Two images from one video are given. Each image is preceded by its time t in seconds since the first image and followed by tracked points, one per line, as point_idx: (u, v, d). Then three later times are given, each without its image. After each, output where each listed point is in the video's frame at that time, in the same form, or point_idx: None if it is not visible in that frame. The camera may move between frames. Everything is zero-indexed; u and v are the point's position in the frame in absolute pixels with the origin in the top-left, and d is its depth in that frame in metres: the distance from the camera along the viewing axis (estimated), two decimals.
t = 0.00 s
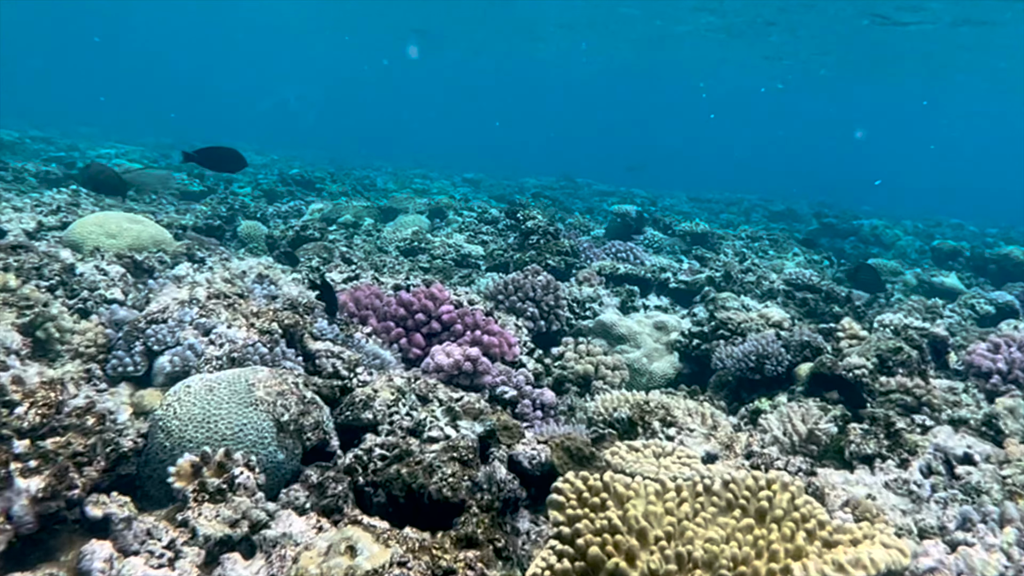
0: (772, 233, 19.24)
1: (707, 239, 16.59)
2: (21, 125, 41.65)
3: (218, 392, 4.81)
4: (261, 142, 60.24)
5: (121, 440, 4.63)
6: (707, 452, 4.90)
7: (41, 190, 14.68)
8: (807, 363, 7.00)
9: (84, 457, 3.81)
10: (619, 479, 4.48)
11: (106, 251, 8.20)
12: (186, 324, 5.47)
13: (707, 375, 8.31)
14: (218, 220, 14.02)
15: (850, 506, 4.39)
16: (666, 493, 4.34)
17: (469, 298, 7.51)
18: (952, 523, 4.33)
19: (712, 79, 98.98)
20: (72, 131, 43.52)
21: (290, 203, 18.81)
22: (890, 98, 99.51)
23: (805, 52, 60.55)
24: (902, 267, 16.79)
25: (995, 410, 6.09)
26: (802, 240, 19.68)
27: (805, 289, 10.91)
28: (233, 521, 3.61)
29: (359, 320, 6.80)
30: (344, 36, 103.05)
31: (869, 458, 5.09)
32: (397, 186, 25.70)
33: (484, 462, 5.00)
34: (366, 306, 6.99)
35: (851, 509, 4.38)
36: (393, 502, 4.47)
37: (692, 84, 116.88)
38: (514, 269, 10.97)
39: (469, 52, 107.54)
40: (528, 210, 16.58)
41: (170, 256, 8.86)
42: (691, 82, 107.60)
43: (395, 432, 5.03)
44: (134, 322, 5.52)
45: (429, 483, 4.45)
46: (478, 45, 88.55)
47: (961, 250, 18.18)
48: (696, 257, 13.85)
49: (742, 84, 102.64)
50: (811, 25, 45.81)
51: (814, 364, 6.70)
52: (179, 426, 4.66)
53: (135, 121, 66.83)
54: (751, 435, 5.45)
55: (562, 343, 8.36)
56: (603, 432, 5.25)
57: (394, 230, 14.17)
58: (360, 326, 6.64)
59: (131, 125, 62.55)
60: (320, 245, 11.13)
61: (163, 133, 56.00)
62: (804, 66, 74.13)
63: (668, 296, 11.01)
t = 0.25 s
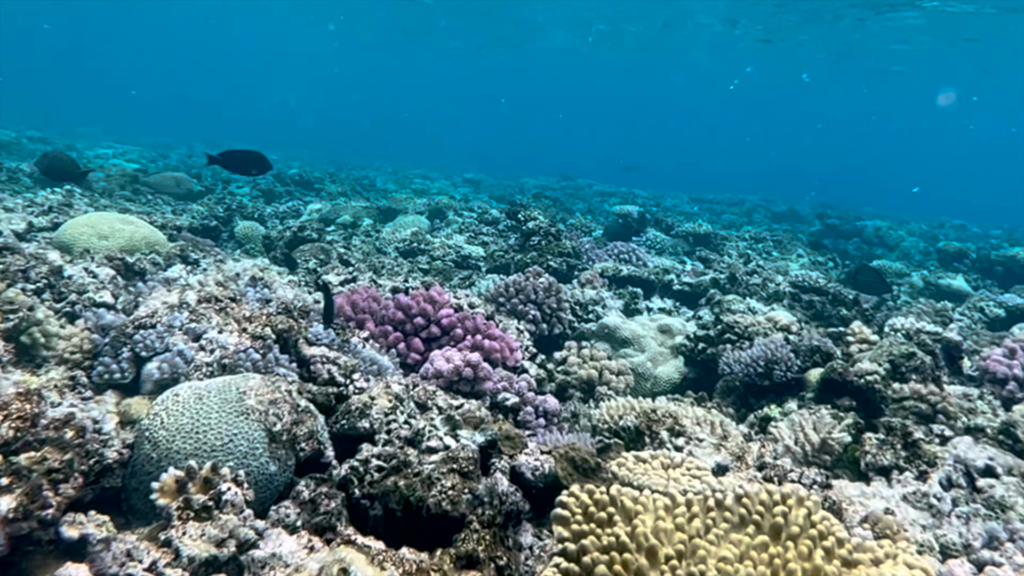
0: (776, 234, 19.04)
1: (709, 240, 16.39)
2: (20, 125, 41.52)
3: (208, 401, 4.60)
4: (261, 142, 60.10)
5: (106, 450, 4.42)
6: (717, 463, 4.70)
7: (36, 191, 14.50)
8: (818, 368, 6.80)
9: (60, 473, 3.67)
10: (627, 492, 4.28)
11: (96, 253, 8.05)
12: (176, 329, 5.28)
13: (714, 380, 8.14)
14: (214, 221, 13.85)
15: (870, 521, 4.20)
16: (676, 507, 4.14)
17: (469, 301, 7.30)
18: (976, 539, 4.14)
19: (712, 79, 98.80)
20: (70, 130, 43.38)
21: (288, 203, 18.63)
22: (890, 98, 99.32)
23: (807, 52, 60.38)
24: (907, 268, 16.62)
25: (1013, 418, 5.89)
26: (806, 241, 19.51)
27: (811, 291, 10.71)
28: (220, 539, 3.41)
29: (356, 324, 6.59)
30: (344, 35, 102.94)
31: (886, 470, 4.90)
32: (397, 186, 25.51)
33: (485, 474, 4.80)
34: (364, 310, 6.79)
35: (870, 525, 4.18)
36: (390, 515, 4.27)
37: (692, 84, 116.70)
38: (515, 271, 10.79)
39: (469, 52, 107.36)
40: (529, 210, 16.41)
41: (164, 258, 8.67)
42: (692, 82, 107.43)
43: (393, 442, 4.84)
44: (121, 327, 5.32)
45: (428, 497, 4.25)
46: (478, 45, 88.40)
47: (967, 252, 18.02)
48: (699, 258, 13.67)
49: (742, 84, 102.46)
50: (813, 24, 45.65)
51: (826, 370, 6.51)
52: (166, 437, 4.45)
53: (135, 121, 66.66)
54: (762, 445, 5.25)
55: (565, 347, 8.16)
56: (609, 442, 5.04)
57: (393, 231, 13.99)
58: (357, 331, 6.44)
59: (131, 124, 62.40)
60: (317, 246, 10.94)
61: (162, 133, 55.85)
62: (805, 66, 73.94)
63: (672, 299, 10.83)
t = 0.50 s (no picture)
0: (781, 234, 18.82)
1: (715, 240, 16.18)
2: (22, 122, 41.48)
3: (199, 408, 4.40)
4: (263, 140, 60.01)
5: (93, 459, 4.24)
6: (730, 474, 4.50)
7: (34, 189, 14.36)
8: (831, 372, 6.59)
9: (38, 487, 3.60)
10: (637, 504, 4.08)
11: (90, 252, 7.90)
12: (167, 332, 5.09)
13: (722, 385, 8.02)
14: (214, 220, 13.70)
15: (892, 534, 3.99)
16: (689, 519, 3.94)
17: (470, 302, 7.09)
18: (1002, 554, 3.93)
19: (716, 77, 98.54)
20: (73, 128, 43.31)
21: (289, 202, 18.48)
22: (895, 95, 98.86)
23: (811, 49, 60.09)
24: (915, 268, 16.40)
25: None
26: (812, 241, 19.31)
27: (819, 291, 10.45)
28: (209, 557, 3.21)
29: (354, 327, 6.39)
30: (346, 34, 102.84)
31: (905, 480, 4.69)
32: (399, 184, 25.35)
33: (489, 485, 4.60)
34: (364, 312, 6.60)
35: (891, 539, 3.98)
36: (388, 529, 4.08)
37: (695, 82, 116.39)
38: (519, 271, 10.61)
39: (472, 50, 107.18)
40: (532, 209, 16.24)
41: (159, 257, 8.52)
42: (695, 81, 107.15)
43: (393, 451, 4.64)
44: (110, 329, 5.14)
45: (429, 509, 4.07)
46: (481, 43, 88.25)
47: (976, 251, 17.81)
48: (705, 258, 13.49)
49: (746, 82, 102.14)
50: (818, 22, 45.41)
51: (839, 374, 6.30)
52: (156, 446, 4.25)
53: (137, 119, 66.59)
54: (776, 454, 5.05)
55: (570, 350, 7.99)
56: (617, 451, 4.84)
57: (395, 230, 13.82)
58: (356, 333, 6.25)
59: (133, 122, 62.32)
60: (317, 245, 10.77)
61: (165, 131, 55.79)
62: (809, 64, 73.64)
63: (678, 301, 10.64)
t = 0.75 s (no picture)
0: (789, 232, 18.60)
1: (723, 238, 15.97)
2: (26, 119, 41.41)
3: (195, 414, 4.22)
4: (266, 138, 59.90)
5: (83, 467, 4.06)
6: (747, 483, 4.31)
7: (34, 186, 14.22)
8: (847, 376, 6.39)
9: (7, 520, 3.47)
10: (651, 515, 3.88)
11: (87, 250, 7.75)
12: (162, 334, 4.90)
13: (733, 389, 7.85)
14: (215, 218, 13.55)
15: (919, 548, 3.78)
16: (705, 532, 3.74)
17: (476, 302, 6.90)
18: None
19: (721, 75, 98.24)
20: (77, 125, 43.25)
21: (292, 200, 18.33)
22: (901, 93, 98.38)
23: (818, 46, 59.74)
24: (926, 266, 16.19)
25: None
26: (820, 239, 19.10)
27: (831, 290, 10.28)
28: None
29: (356, 328, 6.22)
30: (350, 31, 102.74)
31: (929, 490, 4.50)
32: (403, 182, 25.18)
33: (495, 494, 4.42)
34: (366, 313, 6.42)
35: (918, 553, 3.77)
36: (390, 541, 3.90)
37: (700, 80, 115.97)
38: (525, 270, 10.43)
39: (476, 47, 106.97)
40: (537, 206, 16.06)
41: (158, 254, 8.36)
42: (699, 78, 106.83)
43: (395, 459, 4.46)
44: (103, 329, 4.94)
45: (432, 520, 3.89)
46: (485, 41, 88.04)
47: (988, 250, 17.58)
48: (714, 257, 13.30)
49: (751, 79, 101.76)
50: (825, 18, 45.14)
51: (856, 378, 6.11)
52: (150, 453, 4.08)
53: (141, 117, 66.50)
54: (794, 462, 4.85)
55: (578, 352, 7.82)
56: (628, 460, 4.66)
57: (399, 228, 13.65)
58: (359, 335, 6.07)
59: (137, 119, 62.27)
60: (319, 243, 10.60)
61: (168, 128, 55.71)
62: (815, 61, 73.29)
63: (687, 301, 10.46)
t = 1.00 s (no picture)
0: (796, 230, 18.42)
1: (730, 236, 15.80)
2: (28, 116, 41.34)
3: (192, 418, 4.07)
4: (270, 135, 59.82)
5: (77, 473, 3.93)
6: (761, 491, 4.17)
7: (35, 184, 14.10)
8: (862, 376, 6.22)
9: None
10: (663, 525, 3.74)
11: (86, 248, 7.62)
12: (159, 334, 4.74)
13: (743, 390, 7.72)
14: (217, 216, 13.42)
15: (945, 560, 3.62)
16: (720, 542, 3.59)
17: (480, 301, 6.75)
18: None
19: (725, 72, 97.99)
20: (80, 123, 43.19)
21: (294, 197, 18.20)
22: (906, 90, 97.98)
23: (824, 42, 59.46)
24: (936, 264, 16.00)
25: None
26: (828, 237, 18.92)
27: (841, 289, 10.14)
28: None
29: (359, 329, 6.07)
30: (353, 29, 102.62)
31: (951, 496, 4.35)
32: (406, 180, 25.04)
33: (500, 501, 4.28)
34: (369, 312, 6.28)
35: (943, 565, 3.62)
36: (392, 550, 3.78)
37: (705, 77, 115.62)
38: (530, 269, 10.29)
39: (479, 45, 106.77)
40: (542, 204, 15.90)
41: (157, 252, 8.22)
42: (703, 75, 106.61)
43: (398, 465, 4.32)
44: (99, 329, 4.80)
45: (435, 530, 3.74)
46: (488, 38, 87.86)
47: (998, 247, 17.40)
48: (720, 255, 13.15)
49: (756, 77, 101.42)
50: (831, 14, 44.90)
51: (872, 379, 5.96)
52: (145, 458, 3.94)
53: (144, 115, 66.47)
54: (810, 468, 4.70)
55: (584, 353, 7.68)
56: (637, 465, 4.52)
57: (402, 226, 13.53)
58: (361, 336, 5.90)
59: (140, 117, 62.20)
60: (322, 241, 10.47)
61: (172, 126, 55.64)
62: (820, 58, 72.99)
63: (693, 300, 10.31)
